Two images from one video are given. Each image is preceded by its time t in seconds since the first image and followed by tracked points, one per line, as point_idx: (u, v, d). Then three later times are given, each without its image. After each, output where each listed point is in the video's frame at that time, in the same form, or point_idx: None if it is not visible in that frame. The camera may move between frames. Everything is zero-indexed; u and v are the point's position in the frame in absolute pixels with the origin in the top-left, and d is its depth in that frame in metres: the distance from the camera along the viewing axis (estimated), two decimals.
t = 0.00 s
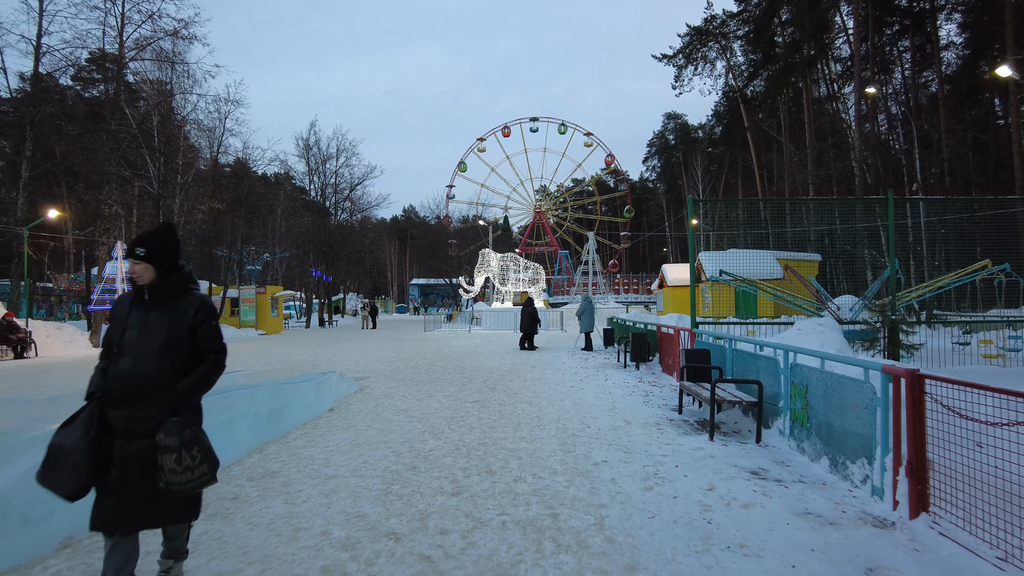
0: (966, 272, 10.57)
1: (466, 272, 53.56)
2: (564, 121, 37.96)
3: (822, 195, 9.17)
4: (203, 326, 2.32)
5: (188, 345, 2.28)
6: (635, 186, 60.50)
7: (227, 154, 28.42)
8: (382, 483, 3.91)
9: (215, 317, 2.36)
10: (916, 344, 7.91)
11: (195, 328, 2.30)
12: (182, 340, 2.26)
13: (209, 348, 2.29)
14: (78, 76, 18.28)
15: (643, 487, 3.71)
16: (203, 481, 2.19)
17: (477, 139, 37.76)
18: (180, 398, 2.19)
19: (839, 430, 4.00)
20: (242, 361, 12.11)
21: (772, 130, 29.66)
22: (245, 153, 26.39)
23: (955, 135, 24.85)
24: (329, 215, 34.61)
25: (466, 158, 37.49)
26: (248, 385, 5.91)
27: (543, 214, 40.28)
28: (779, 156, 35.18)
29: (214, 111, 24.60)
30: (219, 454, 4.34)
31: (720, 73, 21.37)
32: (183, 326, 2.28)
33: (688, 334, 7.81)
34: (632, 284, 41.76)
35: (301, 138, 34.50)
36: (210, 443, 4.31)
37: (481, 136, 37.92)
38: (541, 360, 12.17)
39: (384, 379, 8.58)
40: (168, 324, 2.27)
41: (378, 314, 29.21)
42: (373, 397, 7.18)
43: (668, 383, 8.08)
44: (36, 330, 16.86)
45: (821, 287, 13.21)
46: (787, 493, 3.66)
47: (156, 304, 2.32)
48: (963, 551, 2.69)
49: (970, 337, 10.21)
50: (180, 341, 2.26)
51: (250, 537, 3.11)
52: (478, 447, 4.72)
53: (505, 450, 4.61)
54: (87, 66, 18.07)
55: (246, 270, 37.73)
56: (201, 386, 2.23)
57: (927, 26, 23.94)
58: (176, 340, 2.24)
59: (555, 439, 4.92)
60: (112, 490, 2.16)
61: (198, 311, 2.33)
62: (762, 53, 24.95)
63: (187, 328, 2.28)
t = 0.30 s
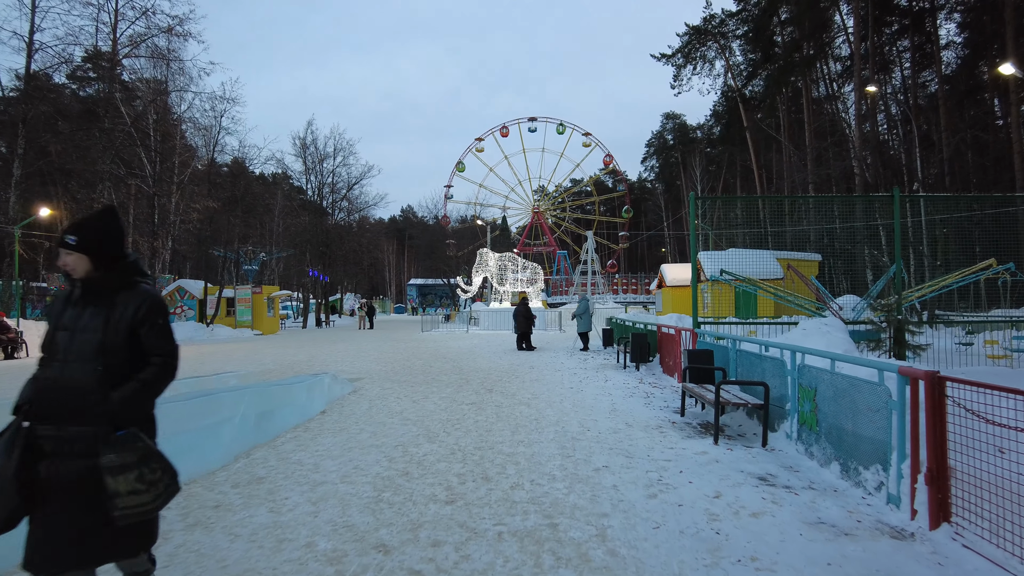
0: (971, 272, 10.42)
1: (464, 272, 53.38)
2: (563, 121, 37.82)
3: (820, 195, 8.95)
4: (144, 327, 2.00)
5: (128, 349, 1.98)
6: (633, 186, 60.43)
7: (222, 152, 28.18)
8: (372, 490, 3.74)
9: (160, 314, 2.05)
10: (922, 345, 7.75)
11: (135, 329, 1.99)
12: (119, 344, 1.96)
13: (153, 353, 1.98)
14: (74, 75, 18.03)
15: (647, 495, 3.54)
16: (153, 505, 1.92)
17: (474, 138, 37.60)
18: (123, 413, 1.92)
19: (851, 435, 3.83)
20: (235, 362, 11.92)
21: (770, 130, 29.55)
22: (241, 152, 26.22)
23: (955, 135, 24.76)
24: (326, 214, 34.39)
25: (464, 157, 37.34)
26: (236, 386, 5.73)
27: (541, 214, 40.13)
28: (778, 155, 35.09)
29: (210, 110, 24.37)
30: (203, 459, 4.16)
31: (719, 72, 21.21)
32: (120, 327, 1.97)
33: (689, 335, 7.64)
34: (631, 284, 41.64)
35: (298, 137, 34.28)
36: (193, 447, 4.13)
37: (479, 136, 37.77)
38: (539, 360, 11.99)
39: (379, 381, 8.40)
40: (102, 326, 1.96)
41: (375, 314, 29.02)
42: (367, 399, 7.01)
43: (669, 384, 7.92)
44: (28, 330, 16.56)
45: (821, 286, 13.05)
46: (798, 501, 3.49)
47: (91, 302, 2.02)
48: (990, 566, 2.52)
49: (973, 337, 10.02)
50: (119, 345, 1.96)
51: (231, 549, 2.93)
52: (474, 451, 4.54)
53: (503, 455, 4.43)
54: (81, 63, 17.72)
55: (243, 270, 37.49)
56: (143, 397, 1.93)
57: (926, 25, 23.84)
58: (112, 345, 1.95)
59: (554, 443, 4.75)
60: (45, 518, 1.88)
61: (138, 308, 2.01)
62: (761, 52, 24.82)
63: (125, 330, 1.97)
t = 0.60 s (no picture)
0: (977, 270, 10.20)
1: (462, 271, 53.15)
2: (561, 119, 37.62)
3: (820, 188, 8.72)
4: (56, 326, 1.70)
5: (39, 351, 1.71)
6: (631, 185, 60.30)
7: (219, 150, 27.89)
8: (362, 500, 3.53)
9: (84, 310, 1.74)
10: (932, 345, 7.55)
11: (44, 327, 1.70)
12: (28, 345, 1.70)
13: (69, 357, 1.69)
14: (69, 72, 17.65)
15: (653, 506, 3.32)
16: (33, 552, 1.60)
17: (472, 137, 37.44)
18: (18, 428, 1.61)
19: (867, 440, 3.63)
20: (228, 362, 11.70)
21: (770, 128, 29.38)
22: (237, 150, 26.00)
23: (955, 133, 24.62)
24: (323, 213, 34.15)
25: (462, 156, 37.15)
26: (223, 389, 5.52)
27: (540, 213, 39.92)
28: (778, 153, 34.93)
29: (205, 107, 24.06)
30: (186, 463, 3.95)
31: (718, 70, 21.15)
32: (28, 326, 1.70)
33: (691, 334, 7.43)
34: (630, 283, 41.45)
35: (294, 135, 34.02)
36: (176, 451, 3.93)
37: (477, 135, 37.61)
38: (537, 360, 11.77)
39: (373, 382, 8.17)
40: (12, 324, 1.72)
41: (373, 313, 28.80)
42: (361, 401, 6.80)
43: (671, 386, 7.72)
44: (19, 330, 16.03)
45: (824, 284, 12.87)
46: (814, 512, 3.28)
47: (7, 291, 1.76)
48: None
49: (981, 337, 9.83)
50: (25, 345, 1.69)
51: (206, 567, 2.71)
52: (470, 458, 4.33)
53: (500, 461, 4.23)
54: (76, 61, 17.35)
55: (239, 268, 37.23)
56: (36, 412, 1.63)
57: (927, 22, 23.69)
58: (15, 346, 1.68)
59: (554, 449, 4.54)
60: None
61: (54, 302, 1.72)
62: (761, 49, 24.62)
63: (33, 327, 1.70)
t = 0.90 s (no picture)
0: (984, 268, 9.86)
1: (460, 269, 52.93)
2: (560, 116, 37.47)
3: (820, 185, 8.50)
4: None
5: None
6: (630, 183, 60.17)
7: (215, 147, 27.63)
8: (351, 511, 3.36)
9: None
10: (940, 344, 7.39)
11: None
12: None
13: None
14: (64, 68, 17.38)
15: (657, 518, 3.16)
16: None
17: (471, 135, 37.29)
18: None
19: (881, 447, 3.47)
20: (221, 362, 11.52)
21: (770, 125, 29.23)
22: (233, 147, 25.79)
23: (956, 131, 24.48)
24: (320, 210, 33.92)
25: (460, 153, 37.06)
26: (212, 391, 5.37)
27: (538, 211, 39.74)
28: (778, 150, 34.76)
29: (201, 103, 23.79)
30: (172, 468, 3.82)
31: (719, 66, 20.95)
32: None
33: (694, 335, 7.26)
34: (629, 281, 41.35)
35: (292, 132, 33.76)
36: (161, 457, 3.79)
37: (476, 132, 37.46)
38: (535, 360, 11.61)
39: (368, 383, 8.00)
40: None
41: (370, 311, 28.65)
42: (355, 403, 6.63)
43: (673, 387, 7.56)
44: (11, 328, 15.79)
45: (825, 283, 12.71)
46: (828, 525, 3.11)
47: None
48: None
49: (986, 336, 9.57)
50: None
51: None
52: (466, 464, 4.17)
53: (497, 468, 4.07)
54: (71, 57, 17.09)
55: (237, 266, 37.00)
56: None
57: (928, 20, 23.52)
58: None
59: (553, 454, 4.38)
60: None
61: None
62: (761, 46, 24.45)
63: None
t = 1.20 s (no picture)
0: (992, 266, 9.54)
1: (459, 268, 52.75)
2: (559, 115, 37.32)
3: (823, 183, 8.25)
4: None
5: None
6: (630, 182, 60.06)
7: (213, 145, 27.38)
8: (341, 521, 3.16)
9: None
10: (951, 344, 7.22)
11: None
12: None
13: None
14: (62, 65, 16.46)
15: (666, 529, 2.97)
16: None
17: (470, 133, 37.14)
18: None
19: (901, 453, 3.27)
20: (215, 362, 11.34)
21: (771, 124, 29.06)
22: (231, 145, 25.57)
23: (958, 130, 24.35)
24: (319, 209, 33.71)
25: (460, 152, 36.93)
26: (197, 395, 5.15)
27: (538, 210, 39.55)
28: (779, 149, 34.59)
29: (198, 100, 23.59)
30: (150, 476, 3.59)
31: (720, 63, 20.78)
32: None
33: (698, 334, 7.06)
34: (629, 280, 41.23)
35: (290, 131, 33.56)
36: (137, 464, 3.57)
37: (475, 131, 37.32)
38: (535, 359, 11.43)
39: (363, 383, 7.82)
40: None
41: (369, 310, 28.50)
42: (350, 404, 6.44)
43: (677, 387, 7.37)
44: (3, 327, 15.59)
45: (828, 281, 12.51)
46: (849, 536, 2.92)
47: None
48: None
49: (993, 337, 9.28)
50: None
51: None
52: (464, 470, 3.97)
53: (496, 473, 3.89)
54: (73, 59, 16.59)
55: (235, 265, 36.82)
56: None
57: (930, 18, 23.37)
58: None
59: (555, 459, 4.20)
60: None
61: None
62: (762, 44, 24.27)
63: None
